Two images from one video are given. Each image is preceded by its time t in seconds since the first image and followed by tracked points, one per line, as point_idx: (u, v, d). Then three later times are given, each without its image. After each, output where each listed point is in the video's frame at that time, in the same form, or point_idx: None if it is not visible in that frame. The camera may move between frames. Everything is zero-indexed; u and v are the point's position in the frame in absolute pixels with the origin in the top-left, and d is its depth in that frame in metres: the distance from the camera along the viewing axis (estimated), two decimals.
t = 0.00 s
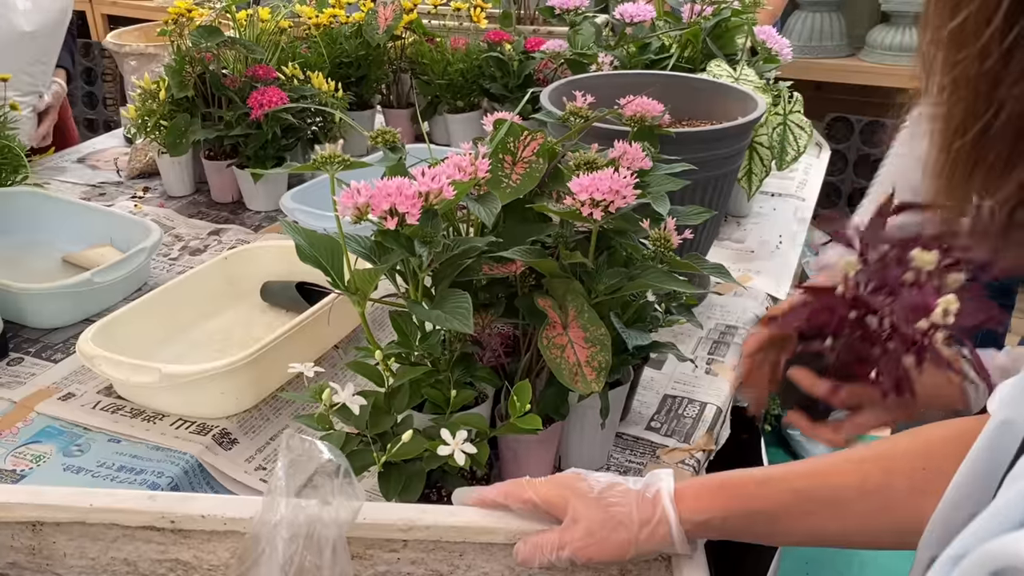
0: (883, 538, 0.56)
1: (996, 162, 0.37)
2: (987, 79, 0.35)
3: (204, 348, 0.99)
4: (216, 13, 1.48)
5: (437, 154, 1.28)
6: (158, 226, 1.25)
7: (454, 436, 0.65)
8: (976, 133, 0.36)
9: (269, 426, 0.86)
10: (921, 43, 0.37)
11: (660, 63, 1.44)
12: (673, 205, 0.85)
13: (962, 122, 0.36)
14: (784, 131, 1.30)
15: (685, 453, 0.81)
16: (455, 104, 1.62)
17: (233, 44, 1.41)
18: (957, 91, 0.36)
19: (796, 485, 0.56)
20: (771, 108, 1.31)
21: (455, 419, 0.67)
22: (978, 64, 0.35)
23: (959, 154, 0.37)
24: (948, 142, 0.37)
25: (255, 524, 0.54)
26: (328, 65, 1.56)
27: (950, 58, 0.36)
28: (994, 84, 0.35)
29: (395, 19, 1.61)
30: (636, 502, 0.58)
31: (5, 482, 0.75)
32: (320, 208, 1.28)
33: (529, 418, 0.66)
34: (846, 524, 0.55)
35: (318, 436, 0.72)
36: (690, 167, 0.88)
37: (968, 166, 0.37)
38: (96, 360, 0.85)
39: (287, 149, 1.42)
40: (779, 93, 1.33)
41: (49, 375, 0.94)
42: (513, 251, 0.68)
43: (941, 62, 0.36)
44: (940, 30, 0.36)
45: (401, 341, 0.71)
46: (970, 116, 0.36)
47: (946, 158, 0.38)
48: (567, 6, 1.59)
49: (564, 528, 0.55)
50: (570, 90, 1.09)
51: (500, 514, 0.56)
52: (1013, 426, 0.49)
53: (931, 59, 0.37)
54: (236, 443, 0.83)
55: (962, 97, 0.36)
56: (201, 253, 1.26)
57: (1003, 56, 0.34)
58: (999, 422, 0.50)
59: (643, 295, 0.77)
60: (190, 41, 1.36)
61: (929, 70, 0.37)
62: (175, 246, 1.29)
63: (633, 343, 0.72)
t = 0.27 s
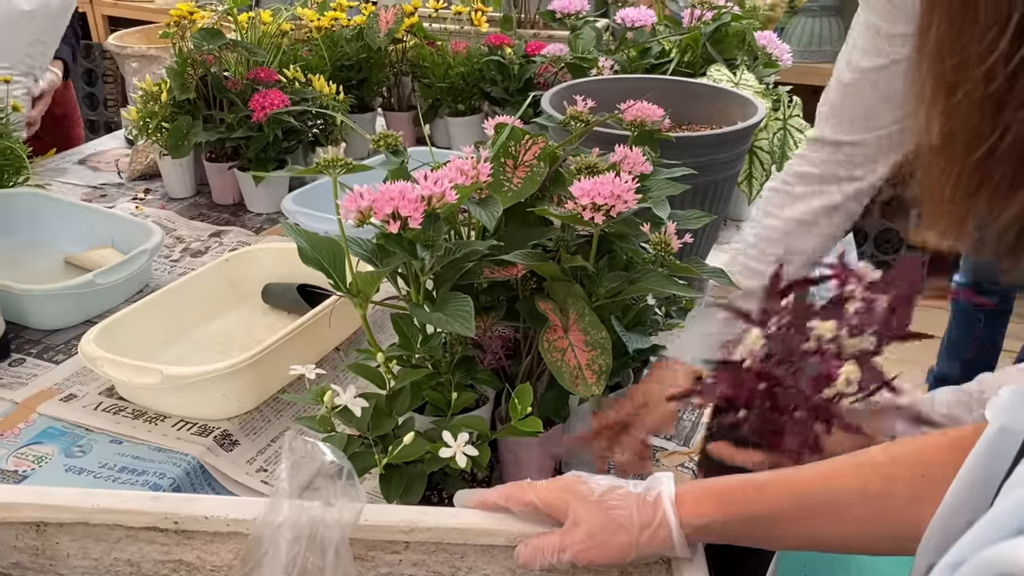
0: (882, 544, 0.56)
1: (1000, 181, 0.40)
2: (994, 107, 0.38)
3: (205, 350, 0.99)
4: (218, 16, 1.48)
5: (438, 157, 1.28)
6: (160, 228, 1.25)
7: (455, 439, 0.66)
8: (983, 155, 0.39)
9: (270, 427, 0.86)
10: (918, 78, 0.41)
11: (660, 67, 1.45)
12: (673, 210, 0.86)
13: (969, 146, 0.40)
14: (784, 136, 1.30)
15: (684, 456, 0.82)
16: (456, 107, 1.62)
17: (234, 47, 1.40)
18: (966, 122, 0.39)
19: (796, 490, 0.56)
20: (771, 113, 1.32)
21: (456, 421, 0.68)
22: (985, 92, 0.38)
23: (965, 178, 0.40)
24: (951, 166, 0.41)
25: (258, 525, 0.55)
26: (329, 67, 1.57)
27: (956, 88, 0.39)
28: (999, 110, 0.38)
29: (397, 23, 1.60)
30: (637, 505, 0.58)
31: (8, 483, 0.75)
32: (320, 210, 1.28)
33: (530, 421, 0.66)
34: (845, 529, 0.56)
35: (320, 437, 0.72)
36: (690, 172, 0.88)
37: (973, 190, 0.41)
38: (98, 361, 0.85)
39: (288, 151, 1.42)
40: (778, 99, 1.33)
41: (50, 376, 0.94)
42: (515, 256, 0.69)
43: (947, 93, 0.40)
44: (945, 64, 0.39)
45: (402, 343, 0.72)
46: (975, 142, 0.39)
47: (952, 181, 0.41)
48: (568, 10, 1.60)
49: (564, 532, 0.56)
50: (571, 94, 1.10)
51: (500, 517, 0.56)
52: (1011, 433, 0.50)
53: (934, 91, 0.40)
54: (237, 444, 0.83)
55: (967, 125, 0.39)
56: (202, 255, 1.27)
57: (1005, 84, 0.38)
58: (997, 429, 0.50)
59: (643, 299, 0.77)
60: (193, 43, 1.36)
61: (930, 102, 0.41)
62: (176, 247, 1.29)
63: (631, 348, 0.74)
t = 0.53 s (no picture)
0: (887, 547, 0.56)
1: (993, 194, 0.43)
2: (989, 126, 0.41)
3: (209, 351, 0.99)
4: (222, 17, 1.49)
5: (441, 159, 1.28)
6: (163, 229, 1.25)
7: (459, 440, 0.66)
8: (979, 170, 0.43)
9: (274, 429, 0.86)
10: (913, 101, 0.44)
11: (663, 71, 1.45)
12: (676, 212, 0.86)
13: (965, 162, 0.43)
14: (787, 139, 1.29)
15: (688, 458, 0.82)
16: (459, 109, 1.63)
17: (238, 48, 1.41)
18: (963, 139, 0.42)
19: (801, 493, 0.56)
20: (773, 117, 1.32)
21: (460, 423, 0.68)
22: (980, 111, 0.41)
23: (961, 191, 0.44)
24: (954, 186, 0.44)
25: (264, 526, 0.55)
26: (332, 69, 1.58)
27: (951, 109, 0.42)
28: (993, 130, 0.41)
29: (399, 25, 1.62)
30: (643, 508, 0.58)
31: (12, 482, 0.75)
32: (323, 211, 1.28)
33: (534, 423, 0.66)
34: (850, 533, 0.55)
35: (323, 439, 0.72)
36: (694, 174, 0.88)
37: (969, 201, 0.44)
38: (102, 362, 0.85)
39: (291, 153, 1.42)
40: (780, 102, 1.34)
41: (54, 376, 0.94)
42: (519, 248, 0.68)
43: (943, 113, 0.43)
44: (940, 87, 0.42)
45: (406, 345, 0.72)
46: (971, 159, 0.42)
47: (950, 195, 0.44)
48: (572, 13, 1.61)
49: (571, 534, 0.56)
50: (574, 97, 1.10)
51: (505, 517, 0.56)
52: (1015, 438, 0.49)
53: (930, 113, 0.43)
54: (241, 445, 0.83)
55: (963, 143, 0.42)
56: (205, 256, 1.27)
57: (998, 105, 0.41)
58: (1000, 433, 0.49)
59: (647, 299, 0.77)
60: (196, 43, 1.38)
61: (925, 123, 0.44)
62: (179, 248, 1.29)
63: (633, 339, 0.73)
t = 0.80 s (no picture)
0: (893, 561, 0.56)
1: (993, 214, 0.43)
2: (991, 147, 0.41)
3: (212, 357, 0.99)
4: (228, 22, 1.49)
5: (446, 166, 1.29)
6: (167, 234, 1.25)
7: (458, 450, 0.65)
8: (980, 190, 0.42)
9: (278, 434, 0.86)
10: (913, 120, 0.44)
11: (667, 78, 1.45)
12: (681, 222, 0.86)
13: (966, 183, 0.42)
14: (791, 148, 1.29)
15: (692, 467, 0.82)
16: (463, 115, 1.63)
17: (244, 53, 1.41)
18: (964, 160, 0.42)
19: (807, 506, 0.56)
20: (778, 125, 1.32)
21: (462, 431, 0.68)
22: (982, 133, 0.41)
23: (961, 211, 0.43)
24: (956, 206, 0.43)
25: (271, 533, 0.54)
26: (337, 75, 1.58)
27: (953, 130, 0.42)
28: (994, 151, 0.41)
29: (405, 31, 1.61)
30: (650, 521, 0.58)
31: (17, 487, 0.75)
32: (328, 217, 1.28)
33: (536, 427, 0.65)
34: (855, 547, 0.56)
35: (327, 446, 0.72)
36: (699, 183, 0.88)
37: (970, 222, 0.44)
38: (106, 366, 0.85)
39: (296, 158, 1.42)
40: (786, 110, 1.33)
41: (58, 380, 0.94)
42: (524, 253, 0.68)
43: (944, 134, 0.42)
44: (942, 109, 0.42)
45: (410, 351, 0.72)
46: (972, 180, 0.42)
47: (949, 216, 0.44)
48: (577, 20, 1.62)
49: (577, 546, 0.55)
50: (579, 104, 1.10)
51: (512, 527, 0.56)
52: (1019, 456, 0.50)
53: (931, 132, 0.43)
54: (246, 451, 0.83)
55: (964, 164, 0.42)
56: (210, 261, 1.27)
57: (1000, 126, 0.41)
58: (1003, 451, 0.50)
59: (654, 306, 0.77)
60: (202, 48, 1.38)
61: (926, 143, 0.43)
62: (183, 253, 1.29)
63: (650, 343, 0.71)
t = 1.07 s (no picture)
0: (893, 570, 0.56)
1: (993, 219, 0.42)
2: (991, 149, 0.41)
3: (210, 361, 0.99)
4: (227, 25, 1.49)
5: (446, 169, 1.29)
6: (166, 237, 1.25)
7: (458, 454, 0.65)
8: (980, 194, 0.42)
9: (275, 438, 0.86)
10: (913, 123, 0.44)
11: (667, 81, 1.45)
12: (682, 226, 0.85)
13: (967, 186, 0.42)
14: (791, 151, 1.30)
15: (691, 471, 0.81)
16: (463, 118, 1.63)
17: (243, 56, 1.41)
18: (964, 163, 0.42)
19: (807, 514, 0.56)
20: (778, 128, 1.32)
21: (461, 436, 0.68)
22: (983, 135, 0.41)
23: (961, 216, 0.43)
24: (955, 209, 0.43)
25: (266, 540, 0.54)
26: (337, 77, 1.58)
27: (954, 132, 0.42)
28: (995, 153, 0.41)
29: (404, 34, 1.62)
30: (648, 529, 0.58)
31: (13, 492, 0.75)
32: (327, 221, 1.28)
33: (533, 436, 0.66)
34: (855, 555, 0.55)
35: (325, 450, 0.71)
36: (699, 187, 0.88)
37: (969, 226, 0.43)
38: (103, 370, 0.85)
39: (295, 161, 1.42)
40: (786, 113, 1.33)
41: (55, 384, 0.94)
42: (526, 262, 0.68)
43: (945, 137, 0.42)
44: (943, 111, 0.42)
45: (409, 356, 0.72)
46: (973, 183, 0.42)
47: (949, 220, 0.43)
48: (577, 24, 1.62)
49: (575, 553, 0.55)
50: (579, 107, 1.10)
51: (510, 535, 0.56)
52: (1020, 464, 0.50)
53: (932, 136, 0.43)
54: (243, 455, 0.83)
55: (964, 166, 0.42)
56: (208, 264, 1.26)
57: (1001, 128, 0.40)
58: (1004, 459, 0.50)
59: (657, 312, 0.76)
60: (200, 52, 1.37)
61: (927, 146, 0.43)
62: (182, 256, 1.29)
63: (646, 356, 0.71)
